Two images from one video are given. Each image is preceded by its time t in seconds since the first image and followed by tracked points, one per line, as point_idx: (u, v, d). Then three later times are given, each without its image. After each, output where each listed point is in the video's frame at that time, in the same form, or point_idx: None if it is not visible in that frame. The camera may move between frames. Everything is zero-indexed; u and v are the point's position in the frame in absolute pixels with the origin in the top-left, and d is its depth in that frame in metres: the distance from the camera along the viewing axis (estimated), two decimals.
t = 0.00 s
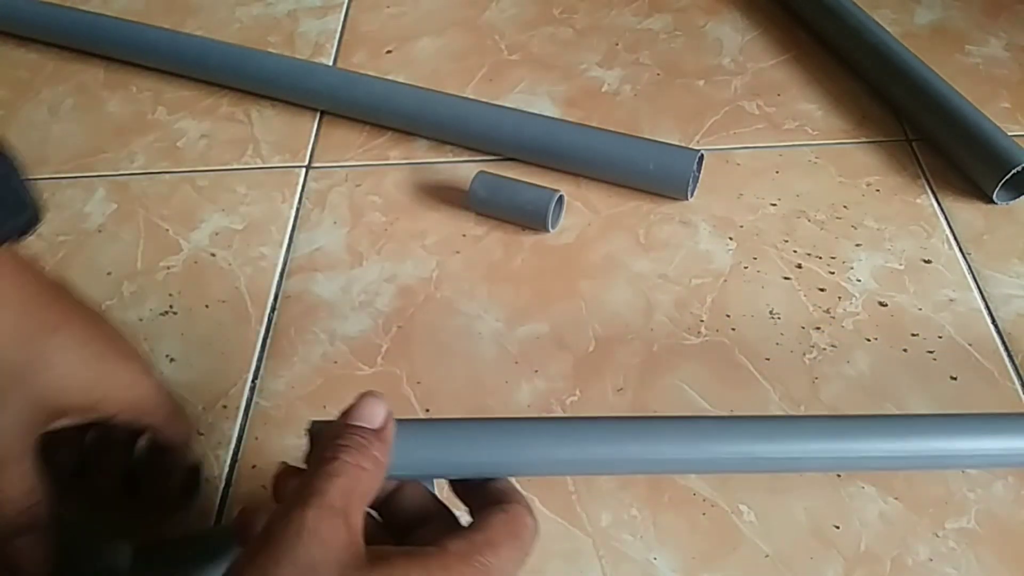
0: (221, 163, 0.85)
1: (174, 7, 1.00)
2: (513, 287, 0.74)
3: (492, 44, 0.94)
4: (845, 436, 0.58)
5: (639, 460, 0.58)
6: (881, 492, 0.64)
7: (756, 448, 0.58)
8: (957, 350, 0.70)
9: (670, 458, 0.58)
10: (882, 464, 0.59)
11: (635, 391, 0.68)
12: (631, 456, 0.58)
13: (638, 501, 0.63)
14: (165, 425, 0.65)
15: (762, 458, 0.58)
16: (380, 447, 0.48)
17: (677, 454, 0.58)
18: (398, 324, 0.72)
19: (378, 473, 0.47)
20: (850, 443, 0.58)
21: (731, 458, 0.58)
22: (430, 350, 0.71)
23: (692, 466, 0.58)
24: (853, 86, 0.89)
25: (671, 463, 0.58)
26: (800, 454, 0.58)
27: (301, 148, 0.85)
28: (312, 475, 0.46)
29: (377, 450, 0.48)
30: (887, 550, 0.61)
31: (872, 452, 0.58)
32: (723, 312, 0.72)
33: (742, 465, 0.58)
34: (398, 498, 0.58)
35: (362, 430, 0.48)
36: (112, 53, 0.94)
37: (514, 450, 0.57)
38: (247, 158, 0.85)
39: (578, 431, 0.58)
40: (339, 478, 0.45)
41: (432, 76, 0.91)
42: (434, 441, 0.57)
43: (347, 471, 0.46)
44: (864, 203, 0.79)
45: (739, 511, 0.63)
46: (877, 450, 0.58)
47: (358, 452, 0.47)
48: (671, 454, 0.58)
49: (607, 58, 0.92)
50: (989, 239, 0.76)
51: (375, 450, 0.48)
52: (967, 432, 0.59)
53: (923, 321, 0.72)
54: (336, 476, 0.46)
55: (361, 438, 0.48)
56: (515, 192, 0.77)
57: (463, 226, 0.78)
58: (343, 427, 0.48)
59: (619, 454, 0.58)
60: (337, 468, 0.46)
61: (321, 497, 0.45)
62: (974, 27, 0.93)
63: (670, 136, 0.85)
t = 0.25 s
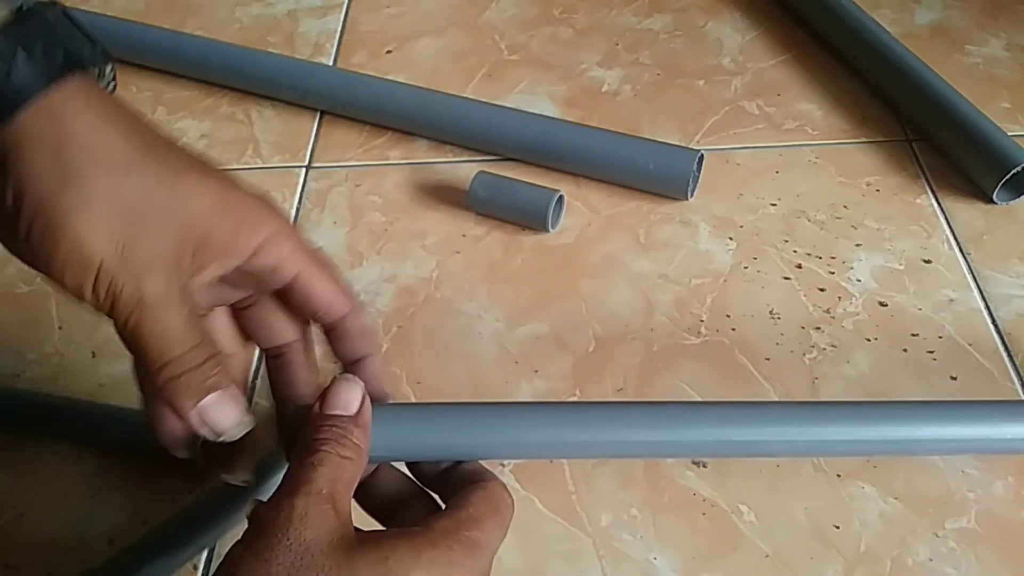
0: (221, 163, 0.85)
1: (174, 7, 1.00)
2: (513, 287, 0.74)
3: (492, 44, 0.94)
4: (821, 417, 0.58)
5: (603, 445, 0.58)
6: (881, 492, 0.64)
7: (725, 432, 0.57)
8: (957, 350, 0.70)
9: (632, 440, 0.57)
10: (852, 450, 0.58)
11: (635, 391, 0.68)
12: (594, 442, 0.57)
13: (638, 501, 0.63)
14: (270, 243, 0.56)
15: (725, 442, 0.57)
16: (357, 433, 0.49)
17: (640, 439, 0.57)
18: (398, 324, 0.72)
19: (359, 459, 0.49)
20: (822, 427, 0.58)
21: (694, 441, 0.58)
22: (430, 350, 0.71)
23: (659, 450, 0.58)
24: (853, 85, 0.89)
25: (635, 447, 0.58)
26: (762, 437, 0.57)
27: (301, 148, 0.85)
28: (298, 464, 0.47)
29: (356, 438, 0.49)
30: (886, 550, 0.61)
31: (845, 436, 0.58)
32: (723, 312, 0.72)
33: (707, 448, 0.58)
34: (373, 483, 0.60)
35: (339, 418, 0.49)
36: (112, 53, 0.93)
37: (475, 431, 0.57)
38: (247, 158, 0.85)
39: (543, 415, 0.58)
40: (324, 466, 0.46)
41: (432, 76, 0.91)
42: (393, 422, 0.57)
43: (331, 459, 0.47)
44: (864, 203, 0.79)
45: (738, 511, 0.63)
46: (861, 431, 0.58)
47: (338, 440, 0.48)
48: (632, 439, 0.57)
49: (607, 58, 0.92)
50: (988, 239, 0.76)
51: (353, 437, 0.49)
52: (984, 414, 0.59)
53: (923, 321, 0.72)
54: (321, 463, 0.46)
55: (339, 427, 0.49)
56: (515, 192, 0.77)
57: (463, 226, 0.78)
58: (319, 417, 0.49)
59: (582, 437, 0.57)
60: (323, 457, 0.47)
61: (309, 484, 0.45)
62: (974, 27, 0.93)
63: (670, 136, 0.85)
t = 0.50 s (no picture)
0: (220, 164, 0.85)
1: (174, 7, 1.00)
2: (513, 287, 0.74)
3: (492, 44, 0.94)
4: (813, 402, 0.59)
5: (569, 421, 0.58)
6: (881, 492, 0.64)
7: (711, 411, 0.58)
8: (957, 350, 0.70)
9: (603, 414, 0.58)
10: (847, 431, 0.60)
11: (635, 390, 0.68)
12: (560, 418, 0.58)
13: (638, 501, 0.63)
14: (263, 232, 0.59)
15: (713, 421, 0.58)
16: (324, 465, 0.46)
17: (611, 415, 0.58)
18: (398, 324, 0.72)
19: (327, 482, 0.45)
20: (817, 410, 0.59)
21: (682, 420, 0.58)
22: (430, 350, 0.71)
23: (630, 425, 0.58)
24: (853, 85, 0.89)
25: (602, 423, 0.58)
26: (743, 412, 0.58)
27: (301, 148, 0.85)
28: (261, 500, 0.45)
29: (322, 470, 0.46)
30: (886, 550, 0.61)
31: (824, 415, 0.59)
32: (723, 312, 0.72)
33: (686, 426, 0.58)
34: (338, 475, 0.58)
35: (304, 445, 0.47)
36: (112, 53, 0.94)
37: (424, 407, 0.57)
38: (247, 158, 0.85)
39: (501, 388, 0.58)
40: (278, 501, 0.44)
41: (432, 76, 0.91)
42: (339, 392, 0.57)
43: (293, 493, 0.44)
44: (864, 203, 0.79)
45: (738, 511, 0.63)
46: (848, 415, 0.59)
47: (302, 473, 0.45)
48: (611, 415, 0.58)
49: (607, 58, 0.92)
50: (988, 239, 0.76)
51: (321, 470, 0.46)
52: (970, 401, 0.61)
53: (923, 321, 0.72)
54: (277, 497, 0.44)
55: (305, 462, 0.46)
56: (515, 192, 0.77)
57: (463, 226, 0.78)
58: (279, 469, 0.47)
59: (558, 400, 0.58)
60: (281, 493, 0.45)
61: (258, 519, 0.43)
62: (974, 27, 0.93)
63: (670, 136, 0.85)
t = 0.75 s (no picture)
0: (220, 163, 0.85)
1: (175, 7, 1.00)
2: (513, 288, 0.74)
3: (492, 44, 0.94)
4: (795, 399, 0.60)
5: (532, 416, 0.59)
6: (881, 492, 0.64)
7: (716, 406, 0.60)
8: (957, 351, 0.70)
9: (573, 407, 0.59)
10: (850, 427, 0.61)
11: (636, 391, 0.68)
12: (520, 414, 0.59)
13: (639, 501, 0.63)
14: (246, 240, 0.59)
15: (691, 417, 0.60)
16: (301, 457, 0.47)
17: (578, 410, 0.59)
18: (398, 324, 0.72)
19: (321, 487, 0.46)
20: (822, 406, 0.60)
21: (660, 417, 0.60)
22: (430, 351, 0.71)
23: (598, 425, 0.60)
24: (853, 85, 0.89)
25: (572, 421, 0.59)
26: (704, 409, 0.60)
27: (301, 148, 0.85)
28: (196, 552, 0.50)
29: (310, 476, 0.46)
30: (887, 550, 0.61)
31: (806, 406, 0.60)
32: (723, 312, 0.72)
33: (657, 424, 0.60)
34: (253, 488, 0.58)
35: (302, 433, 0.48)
36: (112, 53, 0.94)
37: (374, 402, 0.60)
38: (247, 158, 0.85)
39: (454, 386, 0.60)
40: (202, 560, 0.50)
41: (432, 76, 0.91)
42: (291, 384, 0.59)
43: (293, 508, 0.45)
44: (864, 203, 0.79)
45: (738, 511, 0.63)
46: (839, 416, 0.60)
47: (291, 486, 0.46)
48: (620, 413, 0.59)
49: (607, 58, 0.92)
50: (988, 239, 0.76)
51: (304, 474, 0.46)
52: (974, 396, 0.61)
53: (923, 322, 0.72)
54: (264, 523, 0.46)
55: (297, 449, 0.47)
56: (515, 192, 0.77)
57: (463, 226, 0.78)
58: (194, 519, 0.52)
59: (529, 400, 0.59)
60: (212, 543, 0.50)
61: None
62: (974, 27, 0.93)
63: (670, 136, 0.85)
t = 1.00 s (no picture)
0: (220, 163, 0.85)
1: (175, 7, 1.00)
2: (513, 288, 0.74)
3: (492, 44, 0.94)
4: (784, 393, 0.60)
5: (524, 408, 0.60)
6: (881, 492, 0.64)
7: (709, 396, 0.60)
8: (957, 351, 0.70)
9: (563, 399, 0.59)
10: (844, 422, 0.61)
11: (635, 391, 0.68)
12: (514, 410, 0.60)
13: (638, 501, 0.63)
14: (238, 232, 0.60)
15: (684, 412, 0.60)
16: (327, 463, 0.44)
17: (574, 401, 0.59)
18: (398, 324, 0.72)
19: (358, 487, 0.44)
20: (821, 400, 0.60)
21: (650, 409, 0.60)
22: (429, 350, 0.71)
23: (591, 418, 0.60)
24: (852, 86, 0.89)
25: (566, 413, 0.60)
26: (693, 401, 0.60)
27: (301, 148, 0.85)
28: None
29: (343, 476, 0.44)
30: (887, 550, 0.61)
31: (798, 399, 0.60)
32: (723, 312, 0.72)
33: (645, 416, 0.60)
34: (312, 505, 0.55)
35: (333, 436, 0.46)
36: (112, 53, 0.94)
37: (367, 392, 0.60)
38: (247, 158, 0.85)
39: (448, 377, 0.60)
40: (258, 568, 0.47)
41: (432, 76, 0.91)
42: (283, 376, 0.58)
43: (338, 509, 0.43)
44: (864, 203, 0.79)
45: (738, 511, 0.63)
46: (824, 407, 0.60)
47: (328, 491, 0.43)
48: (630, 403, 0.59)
49: (607, 58, 0.92)
50: (988, 239, 0.76)
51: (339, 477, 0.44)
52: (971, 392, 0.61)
53: (923, 322, 0.72)
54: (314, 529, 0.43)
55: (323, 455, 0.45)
56: (515, 192, 0.77)
57: (463, 226, 0.78)
58: (255, 500, 0.51)
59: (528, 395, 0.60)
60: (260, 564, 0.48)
61: None
62: (974, 27, 0.93)
63: (670, 136, 0.85)
